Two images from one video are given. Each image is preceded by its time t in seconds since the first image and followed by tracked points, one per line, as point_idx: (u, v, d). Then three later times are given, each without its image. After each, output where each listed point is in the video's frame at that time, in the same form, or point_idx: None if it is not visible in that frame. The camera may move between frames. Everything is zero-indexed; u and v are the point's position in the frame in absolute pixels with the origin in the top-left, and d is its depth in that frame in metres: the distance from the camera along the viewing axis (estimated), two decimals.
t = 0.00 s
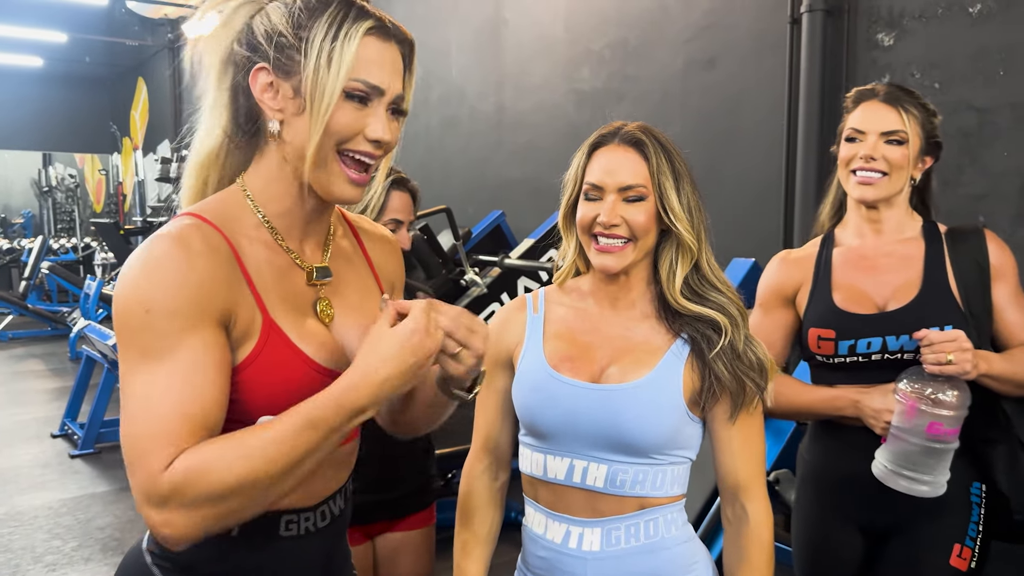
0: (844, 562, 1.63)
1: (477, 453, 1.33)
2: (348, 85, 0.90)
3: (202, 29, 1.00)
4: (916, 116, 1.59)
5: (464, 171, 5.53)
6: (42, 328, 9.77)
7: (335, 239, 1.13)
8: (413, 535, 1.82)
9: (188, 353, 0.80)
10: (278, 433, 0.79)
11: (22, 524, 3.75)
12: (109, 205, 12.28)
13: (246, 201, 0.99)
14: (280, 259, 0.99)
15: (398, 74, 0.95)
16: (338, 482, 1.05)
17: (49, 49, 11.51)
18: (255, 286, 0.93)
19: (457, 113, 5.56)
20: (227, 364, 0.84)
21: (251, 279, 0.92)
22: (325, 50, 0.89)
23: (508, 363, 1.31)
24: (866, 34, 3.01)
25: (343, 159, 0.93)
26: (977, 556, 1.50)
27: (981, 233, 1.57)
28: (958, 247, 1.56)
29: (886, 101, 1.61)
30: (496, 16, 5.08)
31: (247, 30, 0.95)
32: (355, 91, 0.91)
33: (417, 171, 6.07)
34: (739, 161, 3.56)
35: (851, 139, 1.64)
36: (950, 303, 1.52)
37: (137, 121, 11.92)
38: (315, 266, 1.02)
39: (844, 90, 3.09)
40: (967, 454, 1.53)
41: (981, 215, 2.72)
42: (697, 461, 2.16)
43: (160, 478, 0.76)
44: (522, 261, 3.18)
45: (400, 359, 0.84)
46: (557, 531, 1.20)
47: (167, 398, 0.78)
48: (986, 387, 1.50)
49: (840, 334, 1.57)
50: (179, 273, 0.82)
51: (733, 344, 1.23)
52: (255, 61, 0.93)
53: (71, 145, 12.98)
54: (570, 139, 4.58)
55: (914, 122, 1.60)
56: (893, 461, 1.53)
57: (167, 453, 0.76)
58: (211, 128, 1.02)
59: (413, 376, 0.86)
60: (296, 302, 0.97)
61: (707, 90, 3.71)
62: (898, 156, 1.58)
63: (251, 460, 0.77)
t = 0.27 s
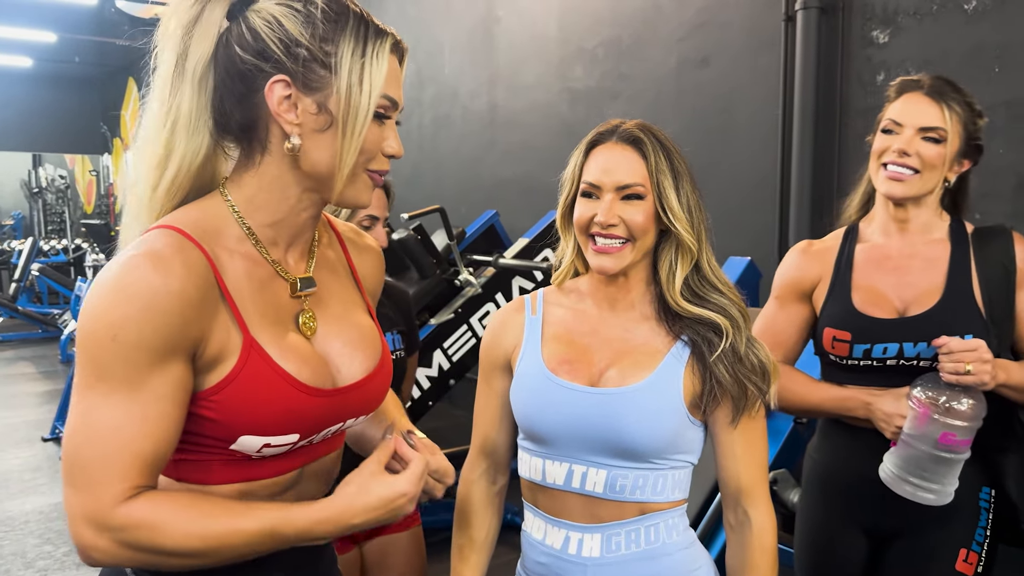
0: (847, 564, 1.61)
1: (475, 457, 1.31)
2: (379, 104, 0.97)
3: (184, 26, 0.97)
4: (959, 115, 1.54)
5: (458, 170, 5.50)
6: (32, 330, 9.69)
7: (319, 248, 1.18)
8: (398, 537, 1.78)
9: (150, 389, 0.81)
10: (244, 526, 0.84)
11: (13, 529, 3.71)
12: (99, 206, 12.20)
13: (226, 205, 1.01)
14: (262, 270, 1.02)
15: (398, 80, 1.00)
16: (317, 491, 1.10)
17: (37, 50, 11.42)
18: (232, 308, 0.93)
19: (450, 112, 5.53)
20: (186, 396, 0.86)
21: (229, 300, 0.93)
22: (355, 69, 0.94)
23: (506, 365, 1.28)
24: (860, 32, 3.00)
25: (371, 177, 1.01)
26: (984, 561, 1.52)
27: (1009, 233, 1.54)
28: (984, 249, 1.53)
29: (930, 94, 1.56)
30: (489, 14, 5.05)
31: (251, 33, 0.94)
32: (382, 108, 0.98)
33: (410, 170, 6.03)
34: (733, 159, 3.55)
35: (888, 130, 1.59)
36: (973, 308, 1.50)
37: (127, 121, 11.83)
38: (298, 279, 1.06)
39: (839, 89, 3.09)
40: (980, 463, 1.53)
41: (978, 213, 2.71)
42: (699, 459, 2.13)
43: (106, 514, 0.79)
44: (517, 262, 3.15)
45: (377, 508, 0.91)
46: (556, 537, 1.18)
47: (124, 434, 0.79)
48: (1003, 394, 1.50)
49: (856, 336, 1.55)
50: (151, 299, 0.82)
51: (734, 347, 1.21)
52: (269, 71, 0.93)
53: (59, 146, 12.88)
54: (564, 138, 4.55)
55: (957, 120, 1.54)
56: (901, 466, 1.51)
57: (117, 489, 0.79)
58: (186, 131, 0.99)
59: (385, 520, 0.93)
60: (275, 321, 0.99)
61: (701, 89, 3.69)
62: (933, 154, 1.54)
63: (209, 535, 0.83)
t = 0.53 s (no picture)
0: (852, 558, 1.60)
1: (478, 452, 1.30)
2: (372, 91, 0.98)
3: (172, 9, 0.95)
4: (984, 114, 1.52)
5: (451, 166, 5.48)
6: (22, 330, 9.61)
7: (302, 234, 1.17)
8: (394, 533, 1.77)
9: (125, 364, 0.80)
10: (212, 494, 0.83)
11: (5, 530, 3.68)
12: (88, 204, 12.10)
13: (208, 189, 1.00)
14: (245, 253, 1.01)
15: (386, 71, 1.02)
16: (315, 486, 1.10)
17: (23, 46, 11.30)
18: (215, 289, 0.92)
19: (442, 107, 5.50)
20: (161, 374, 0.85)
21: (212, 280, 0.93)
22: (349, 58, 0.96)
23: (507, 360, 1.27)
24: (855, 24, 3.00)
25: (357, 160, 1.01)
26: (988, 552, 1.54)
27: None
28: (1006, 248, 1.52)
29: (956, 92, 1.55)
30: (482, 8, 5.02)
31: (246, 19, 0.93)
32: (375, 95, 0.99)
33: (402, 166, 6.00)
34: (727, 153, 3.55)
35: (911, 128, 1.59)
36: (989, 312, 1.50)
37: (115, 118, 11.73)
38: (285, 262, 1.05)
39: (834, 81, 3.09)
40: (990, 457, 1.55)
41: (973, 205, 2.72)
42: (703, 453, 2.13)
43: (67, 494, 0.77)
44: (513, 257, 3.14)
45: (351, 467, 0.91)
46: (561, 534, 1.17)
47: (92, 411, 0.78)
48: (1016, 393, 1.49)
49: (866, 333, 1.56)
50: (126, 275, 0.81)
51: (739, 351, 1.19)
52: (265, 55, 0.93)
53: (46, 143, 12.75)
54: (558, 133, 4.54)
55: (981, 119, 1.53)
56: (904, 463, 1.52)
57: (80, 467, 0.78)
58: (173, 119, 0.97)
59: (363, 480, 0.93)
60: (262, 305, 0.98)
61: (695, 82, 3.68)
62: (954, 154, 1.53)
63: (174, 506, 0.81)
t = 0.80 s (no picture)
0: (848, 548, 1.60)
1: (476, 445, 1.29)
2: (360, 83, 1.00)
3: (159, 8, 0.94)
4: (954, 105, 1.55)
5: (445, 162, 5.47)
6: (16, 328, 9.59)
7: (303, 224, 1.16)
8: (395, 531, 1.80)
9: (113, 353, 0.80)
10: (192, 483, 0.84)
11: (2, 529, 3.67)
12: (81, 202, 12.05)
13: (203, 182, 1.00)
14: (241, 241, 1.01)
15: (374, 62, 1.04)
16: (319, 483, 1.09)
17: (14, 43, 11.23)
18: (211, 275, 0.92)
19: (437, 102, 5.49)
20: (150, 364, 0.85)
21: (208, 266, 0.93)
22: (337, 52, 0.97)
23: (507, 352, 1.26)
24: (850, 17, 3.00)
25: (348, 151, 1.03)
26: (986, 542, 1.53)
27: None
28: (1006, 239, 1.53)
29: (928, 87, 1.58)
30: (476, 3, 5.01)
31: (233, 17, 0.94)
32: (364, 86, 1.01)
33: (397, 161, 5.99)
34: (722, 147, 3.55)
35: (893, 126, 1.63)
36: (987, 304, 1.50)
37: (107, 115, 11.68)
38: (284, 249, 1.05)
39: (829, 75, 3.09)
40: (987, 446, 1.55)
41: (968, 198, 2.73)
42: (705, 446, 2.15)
43: (50, 476, 0.78)
44: (508, 252, 3.14)
45: (333, 462, 0.91)
46: (561, 530, 1.17)
47: (79, 398, 0.78)
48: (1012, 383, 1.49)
49: (865, 322, 1.58)
50: (116, 263, 0.82)
51: (725, 361, 1.17)
52: (254, 52, 0.94)
53: (39, 142, 12.69)
54: (552, 128, 4.54)
55: (954, 110, 1.55)
56: (901, 450, 1.54)
57: (63, 452, 0.78)
58: (167, 120, 0.96)
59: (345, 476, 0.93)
60: (260, 291, 0.98)
61: (690, 76, 3.68)
62: (931, 146, 1.56)
63: (152, 492, 0.82)
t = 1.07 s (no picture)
0: (843, 540, 1.64)
1: (477, 436, 1.32)
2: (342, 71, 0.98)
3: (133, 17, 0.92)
4: (919, 101, 1.63)
5: (441, 158, 5.48)
6: (12, 325, 9.59)
7: (299, 218, 1.16)
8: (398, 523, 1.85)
9: (116, 348, 0.81)
10: (193, 469, 0.83)
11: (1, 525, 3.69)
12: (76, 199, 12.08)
13: (197, 181, 0.99)
14: (240, 232, 1.00)
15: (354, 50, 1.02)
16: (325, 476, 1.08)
17: (8, 39, 11.20)
18: (209, 266, 0.92)
19: (433, 98, 5.49)
20: (155, 358, 0.85)
21: (206, 257, 0.92)
22: (316, 44, 0.94)
23: (511, 345, 1.29)
24: (845, 13, 3.02)
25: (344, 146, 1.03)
26: (969, 528, 1.53)
27: (1004, 218, 1.55)
28: (978, 233, 1.56)
29: (894, 87, 1.67)
30: None
31: (211, 19, 0.91)
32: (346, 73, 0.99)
33: (393, 158, 6.00)
34: (718, 143, 3.57)
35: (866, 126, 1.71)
36: (959, 293, 1.54)
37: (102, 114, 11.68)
38: (283, 238, 1.05)
39: (824, 72, 3.11)
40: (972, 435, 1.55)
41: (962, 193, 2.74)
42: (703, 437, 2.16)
43: (61, 470, 0.78)
44: (507, 249, 3.16)
45: (335, 447, 0.88)
46: (562, 521, 1.20)
47: (86, 394, 0.79)
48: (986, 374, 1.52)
49: (842, 312, 1.65)
50: (117, 258, 0.82)
51: (730, 354, 1.19)
52: (236, 53, 0.92)
53: (34, 138, 12.66)
54: (548, 124, 4.55)
55: (920, 106, 1.63)
56: (881, 437, 1.59)
57: (72, 444, 0.78)
58: (156, 127, 0.96)
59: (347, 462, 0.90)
60: (259, 279, 0.98)
61: (686, 72, 3.69)
62: (901, 141, 1.63)
63: (157, 480, 0.81)
